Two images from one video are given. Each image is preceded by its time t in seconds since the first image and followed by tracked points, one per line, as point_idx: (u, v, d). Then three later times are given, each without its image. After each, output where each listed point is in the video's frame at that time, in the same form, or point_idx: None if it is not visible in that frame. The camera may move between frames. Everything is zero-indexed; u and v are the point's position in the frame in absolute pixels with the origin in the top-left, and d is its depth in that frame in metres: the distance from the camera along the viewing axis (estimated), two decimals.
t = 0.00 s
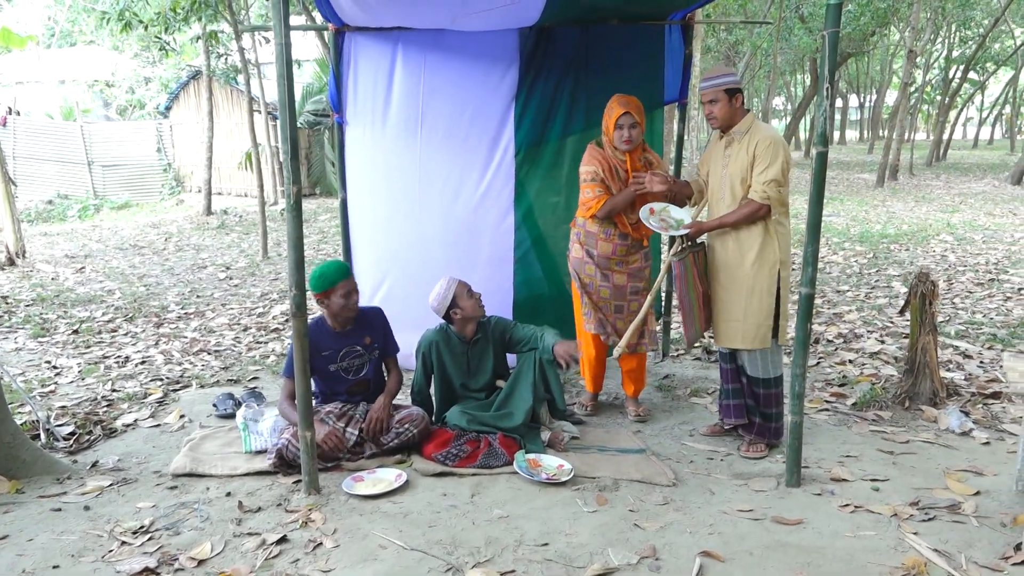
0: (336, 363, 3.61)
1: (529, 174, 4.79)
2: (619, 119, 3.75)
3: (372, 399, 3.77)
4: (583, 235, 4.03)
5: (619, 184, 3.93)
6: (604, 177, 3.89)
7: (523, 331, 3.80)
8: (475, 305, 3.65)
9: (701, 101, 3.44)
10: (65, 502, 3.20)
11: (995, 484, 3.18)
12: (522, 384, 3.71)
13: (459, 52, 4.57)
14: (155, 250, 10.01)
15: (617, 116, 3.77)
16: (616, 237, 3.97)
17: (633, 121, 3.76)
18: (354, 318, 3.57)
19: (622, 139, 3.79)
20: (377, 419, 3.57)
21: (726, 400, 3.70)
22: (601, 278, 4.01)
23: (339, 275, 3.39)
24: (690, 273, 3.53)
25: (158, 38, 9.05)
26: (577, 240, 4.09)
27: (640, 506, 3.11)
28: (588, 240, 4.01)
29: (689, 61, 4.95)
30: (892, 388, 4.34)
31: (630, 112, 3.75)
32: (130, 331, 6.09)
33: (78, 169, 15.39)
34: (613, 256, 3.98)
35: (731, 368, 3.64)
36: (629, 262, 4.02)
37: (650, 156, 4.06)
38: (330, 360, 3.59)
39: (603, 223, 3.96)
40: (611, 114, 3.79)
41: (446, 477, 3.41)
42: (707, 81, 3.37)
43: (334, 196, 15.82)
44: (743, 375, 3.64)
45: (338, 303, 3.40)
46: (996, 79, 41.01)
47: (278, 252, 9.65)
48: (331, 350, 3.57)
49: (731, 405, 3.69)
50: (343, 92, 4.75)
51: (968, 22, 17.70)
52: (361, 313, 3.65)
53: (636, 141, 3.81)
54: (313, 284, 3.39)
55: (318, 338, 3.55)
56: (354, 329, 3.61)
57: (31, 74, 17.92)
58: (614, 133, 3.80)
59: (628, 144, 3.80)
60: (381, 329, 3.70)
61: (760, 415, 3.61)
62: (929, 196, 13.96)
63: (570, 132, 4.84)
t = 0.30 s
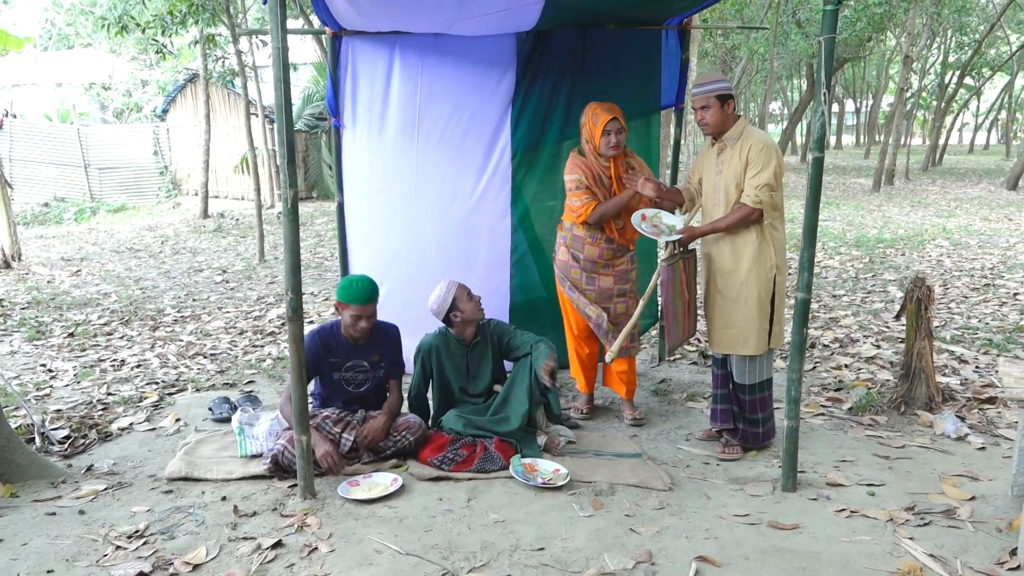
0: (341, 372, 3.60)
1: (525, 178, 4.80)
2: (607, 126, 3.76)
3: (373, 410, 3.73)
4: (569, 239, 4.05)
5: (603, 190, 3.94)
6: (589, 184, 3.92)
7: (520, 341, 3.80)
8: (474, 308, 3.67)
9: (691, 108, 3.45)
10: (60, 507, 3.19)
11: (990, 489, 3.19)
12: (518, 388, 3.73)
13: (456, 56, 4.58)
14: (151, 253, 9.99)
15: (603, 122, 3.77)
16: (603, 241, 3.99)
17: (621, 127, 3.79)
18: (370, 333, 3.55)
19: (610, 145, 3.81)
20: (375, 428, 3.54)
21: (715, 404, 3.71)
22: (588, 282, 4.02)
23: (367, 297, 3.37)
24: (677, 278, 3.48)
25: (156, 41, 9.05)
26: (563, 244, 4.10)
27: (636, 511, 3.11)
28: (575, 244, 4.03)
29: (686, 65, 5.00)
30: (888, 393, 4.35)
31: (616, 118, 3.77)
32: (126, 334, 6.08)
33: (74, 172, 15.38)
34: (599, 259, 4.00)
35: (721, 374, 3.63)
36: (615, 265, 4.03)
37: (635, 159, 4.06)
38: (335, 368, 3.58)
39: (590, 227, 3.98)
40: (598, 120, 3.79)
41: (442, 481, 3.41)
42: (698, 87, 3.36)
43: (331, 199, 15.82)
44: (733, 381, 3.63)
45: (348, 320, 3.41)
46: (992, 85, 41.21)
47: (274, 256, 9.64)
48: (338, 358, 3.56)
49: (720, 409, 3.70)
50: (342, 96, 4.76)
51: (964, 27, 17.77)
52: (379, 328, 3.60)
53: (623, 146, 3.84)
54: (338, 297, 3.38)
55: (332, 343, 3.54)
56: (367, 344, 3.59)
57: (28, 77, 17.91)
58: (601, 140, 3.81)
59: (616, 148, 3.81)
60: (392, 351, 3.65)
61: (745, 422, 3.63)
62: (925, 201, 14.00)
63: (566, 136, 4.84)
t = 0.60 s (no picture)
0: (343, 383, 3.60)
1: (520, 181, 4.81)
2: (604, 126, 3.78)
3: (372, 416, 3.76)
4: (562, 241, 4.05)
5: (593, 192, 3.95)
6: (578, 185, 3.91)
7: (515, 342, 3.81)
8: (469, 310, 3.68)
9: (686, 110, 3.46)
10: (54, 510, 3.18)
11: (985, 491, 3.19)
12: (513, 391, 3.73)
13: (452, 58, 4.59)
14: (147, 256, 9.98)
15: (598, 122, 3.79)
16: (595, 243, 3.99)
17: (616, 127, 3.82)
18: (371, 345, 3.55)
19: (605, 144, 3.82)
20: (371, 432, 3.53)
21: (712, 410, 3.67)
22: (580, 284, 4.04)
23: (367, 303, 3.37)
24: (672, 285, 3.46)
25: (152, 44, 9.06)
26: (556, 246, 4.10)
27: (632, 514, 3.11)
28: (568, 246, 4.03)
29: (681, 68, 4.99)
30: (883, 395, 4.36)
31: (612, 118, 3.79)
32: (122, 337, 6.06)
33: (70, 174, 15.36)
34: (592, 261, 4.00)
35: (719, 379, 3.60)
36: (607, 267, 4.03)
37: (626, 159, 4.07)
38: (339, 379, 3.57)
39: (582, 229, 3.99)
40: (594, 121, 3.80)
41: (438, 484, 3.41)
42: (693, 88, 3.39)
43: (328, 202, 15.81)
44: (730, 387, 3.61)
45: (358, 330, 3.39)
46: (987, 88, 41.38)
47: (270, 258, 9.63)
48: (342, 369, 3.56)
49: (719, 414, 3.65)
50: (337, 98, 4.70)
51: (959, 31, 17.84)
52: (382, 336, 3.62)
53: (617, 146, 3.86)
54: (337, 306, 3.38)
55: (335, 355, 3.51)
56: (370, 353, 3.59)
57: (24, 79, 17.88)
58: (597, 140, 3.82)
59: (610, 148, 3.83)
60: (393, 359, 3.67)
61: (741, 425, 3.64)
62: (921, 204, 14.04)
63: (562, 139, 4.84)
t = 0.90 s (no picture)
0: (341, 383, 3.60)
1: (519, 182, 4.81)
2: (607, 128, 3.77)
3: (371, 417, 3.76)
4: (569, 241, 4.06)
5: (596, 193, 3.94)
6: (581, 187, 3.91)
7: (513, 343, 3.81)
8: (467, 310, 3.67)
9: (679, 112, 3.46)
10: (53, 511, 3.17)
11: (983, 493, 3.20)
12: (513, 392, 3.72)
13: (452, 60, 4.59)
14: (147, 256, 9.96)
15: (601, 124, 3.78)
16: (601, 243, 3.98)
17: (619, 130, 3.81)
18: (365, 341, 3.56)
19: (608, 147, 3.82)
20: (370, 433, 3.53)
21: (714, 414, 3.63)
22: (586, 284, 4.03)
23: (359, 295, 3.38)
24: (667, 286, 3.52)
25: (151, 44, 9.06)
26: (563, 246, 4.11)
27: (631, 515, 3.11)
28: (574, 246, 4.03)
29: (681, 70, 4.97)
30: (882, 397, 4.36)
31: (616, 121, 3.78)
32: (120, 337, 6.06)
33: (69, 174, 15.35)
34: (599, 261, 4.00)
35: (719, 382, 3.59)
36: (613, 267, 4.03)
37: (632, 159, 4.07)
38: (336, 379, 3.57)
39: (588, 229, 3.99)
40: (597, 122, 3.79)
41: (437, 485, 3.41)
42: (684, 90, 3.37)
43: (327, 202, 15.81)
44: (730, 389, 3.60)
45: (362, 322, 3.39)
46: (986, 90, 41.47)
47: (270, 259, 9.63)
48: (338, 369, 3.55)
49: (714, 416, 3.63)
50: (336, 99, 4.71)
51: (958, 32, 17.87)
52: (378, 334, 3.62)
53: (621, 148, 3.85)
54: (331, 306, 3.36)
55: (330, 356, 3.52)
56: (366, 352, 3.59)
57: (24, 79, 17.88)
58: (599, 143, 3.82)
59: (614, 151, 3.83)
60: (390, 358, 3.66)
61: (743, 426, 3.63)
62: (920, 206, 14.05)
63: (561, 139, 4.85)
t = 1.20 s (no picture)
0: (333, 380, 3.60)
1: (518, 183, 4.81)
2: (610, 135, 3.78)
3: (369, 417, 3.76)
4: (580, 243, 4.06)
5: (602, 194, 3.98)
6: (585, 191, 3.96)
7: (514, 346, 3.83)
8: (469, 312, 3.66)
9: (672, 112, 3.45)
10: (53, 511, 3.18)
11: (983, 496, 3.20)
12: (513, 395, 3.72)
13: (452, 61, 4.60)
14: (147, 257, 9.97)
15: (607, 128, 3.79)
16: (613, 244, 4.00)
17: (626, 136, 3.81)
18: (357, 334, 3.58)
19: (613, 152, 3.84)
20: (370, 434, 3.53)
21: (703, 414, 3.65)
22: (597, 286, 4.04)
23: (349, 290, 3.39)
24: (661, 288, 3.47)
25: (152, 45, 9.07)
26: (573, 248, 4.11)
27: (630, 517, 3.12)
28: (586, 248, 4.04)
29: (681, 71, 5.01)
30: (882, 399, 4.36)
31: (622, 128, 3.78)
32: (121, 338, 6.06)
33: (70, 175, 15.37)
34: (611, 263, 4.01)
35: (708, 382, 3.61)
36: (625, 268, 4.04)
37: (642, 160, 4.08)
38: (328, 376, 3.58)
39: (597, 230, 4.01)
40: (604, 126, 3.80)
41: (436, 486, 3.41)
42: (677, 91, 3.38)
43: (327, 203, 15.82)
44: (719, 389, 3.62)
45: (351, 317, 3.40)
46: (987, 92, 41.50)
47: (270, 260, 9.63)
48: (330, 365, 3.57)
49: (704, 418, 3.66)
50: (337, 101, 4.75)
51: (958, 34, 17.89)
52: (370, 329, 3.63)
53: (627, 153, 3.85)
54: (321, 301, 3.37)
55: (320, 353, 3.53)
56: (359, 348, 3.60)
57: (25, 80, 17.89)
58: (605, 147, 3.84)
59: (620, 156, 3.84)
60: (382, 353, 3.65)
61: (733, 429, 3.63)
62: (920, 208, 14.05)
63: (562, 142, 4.84)
